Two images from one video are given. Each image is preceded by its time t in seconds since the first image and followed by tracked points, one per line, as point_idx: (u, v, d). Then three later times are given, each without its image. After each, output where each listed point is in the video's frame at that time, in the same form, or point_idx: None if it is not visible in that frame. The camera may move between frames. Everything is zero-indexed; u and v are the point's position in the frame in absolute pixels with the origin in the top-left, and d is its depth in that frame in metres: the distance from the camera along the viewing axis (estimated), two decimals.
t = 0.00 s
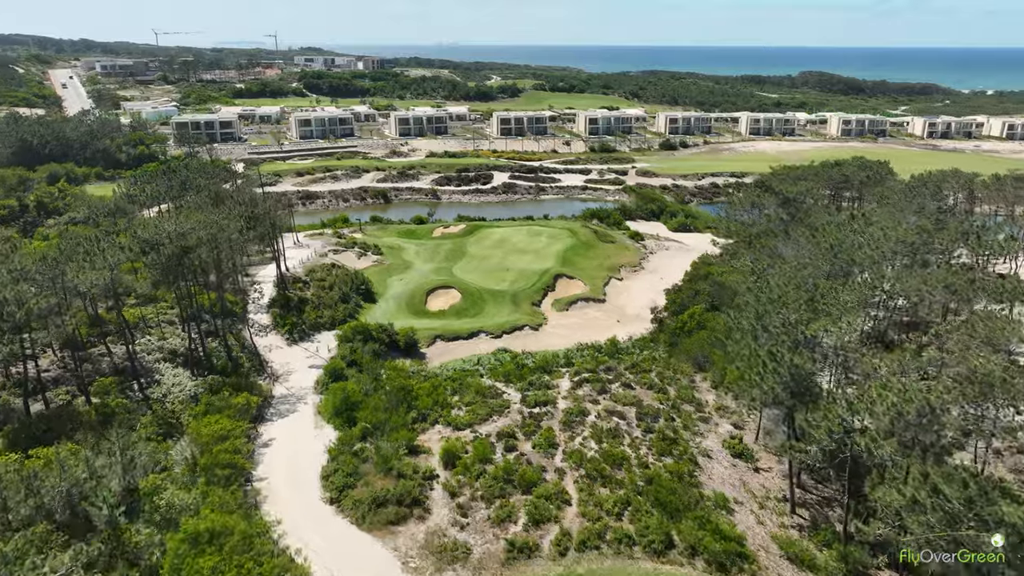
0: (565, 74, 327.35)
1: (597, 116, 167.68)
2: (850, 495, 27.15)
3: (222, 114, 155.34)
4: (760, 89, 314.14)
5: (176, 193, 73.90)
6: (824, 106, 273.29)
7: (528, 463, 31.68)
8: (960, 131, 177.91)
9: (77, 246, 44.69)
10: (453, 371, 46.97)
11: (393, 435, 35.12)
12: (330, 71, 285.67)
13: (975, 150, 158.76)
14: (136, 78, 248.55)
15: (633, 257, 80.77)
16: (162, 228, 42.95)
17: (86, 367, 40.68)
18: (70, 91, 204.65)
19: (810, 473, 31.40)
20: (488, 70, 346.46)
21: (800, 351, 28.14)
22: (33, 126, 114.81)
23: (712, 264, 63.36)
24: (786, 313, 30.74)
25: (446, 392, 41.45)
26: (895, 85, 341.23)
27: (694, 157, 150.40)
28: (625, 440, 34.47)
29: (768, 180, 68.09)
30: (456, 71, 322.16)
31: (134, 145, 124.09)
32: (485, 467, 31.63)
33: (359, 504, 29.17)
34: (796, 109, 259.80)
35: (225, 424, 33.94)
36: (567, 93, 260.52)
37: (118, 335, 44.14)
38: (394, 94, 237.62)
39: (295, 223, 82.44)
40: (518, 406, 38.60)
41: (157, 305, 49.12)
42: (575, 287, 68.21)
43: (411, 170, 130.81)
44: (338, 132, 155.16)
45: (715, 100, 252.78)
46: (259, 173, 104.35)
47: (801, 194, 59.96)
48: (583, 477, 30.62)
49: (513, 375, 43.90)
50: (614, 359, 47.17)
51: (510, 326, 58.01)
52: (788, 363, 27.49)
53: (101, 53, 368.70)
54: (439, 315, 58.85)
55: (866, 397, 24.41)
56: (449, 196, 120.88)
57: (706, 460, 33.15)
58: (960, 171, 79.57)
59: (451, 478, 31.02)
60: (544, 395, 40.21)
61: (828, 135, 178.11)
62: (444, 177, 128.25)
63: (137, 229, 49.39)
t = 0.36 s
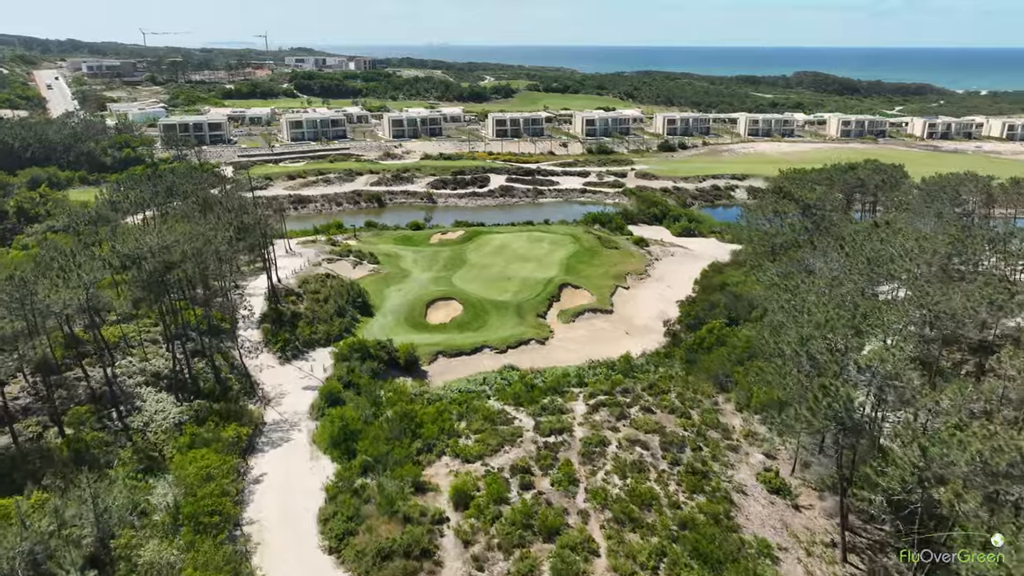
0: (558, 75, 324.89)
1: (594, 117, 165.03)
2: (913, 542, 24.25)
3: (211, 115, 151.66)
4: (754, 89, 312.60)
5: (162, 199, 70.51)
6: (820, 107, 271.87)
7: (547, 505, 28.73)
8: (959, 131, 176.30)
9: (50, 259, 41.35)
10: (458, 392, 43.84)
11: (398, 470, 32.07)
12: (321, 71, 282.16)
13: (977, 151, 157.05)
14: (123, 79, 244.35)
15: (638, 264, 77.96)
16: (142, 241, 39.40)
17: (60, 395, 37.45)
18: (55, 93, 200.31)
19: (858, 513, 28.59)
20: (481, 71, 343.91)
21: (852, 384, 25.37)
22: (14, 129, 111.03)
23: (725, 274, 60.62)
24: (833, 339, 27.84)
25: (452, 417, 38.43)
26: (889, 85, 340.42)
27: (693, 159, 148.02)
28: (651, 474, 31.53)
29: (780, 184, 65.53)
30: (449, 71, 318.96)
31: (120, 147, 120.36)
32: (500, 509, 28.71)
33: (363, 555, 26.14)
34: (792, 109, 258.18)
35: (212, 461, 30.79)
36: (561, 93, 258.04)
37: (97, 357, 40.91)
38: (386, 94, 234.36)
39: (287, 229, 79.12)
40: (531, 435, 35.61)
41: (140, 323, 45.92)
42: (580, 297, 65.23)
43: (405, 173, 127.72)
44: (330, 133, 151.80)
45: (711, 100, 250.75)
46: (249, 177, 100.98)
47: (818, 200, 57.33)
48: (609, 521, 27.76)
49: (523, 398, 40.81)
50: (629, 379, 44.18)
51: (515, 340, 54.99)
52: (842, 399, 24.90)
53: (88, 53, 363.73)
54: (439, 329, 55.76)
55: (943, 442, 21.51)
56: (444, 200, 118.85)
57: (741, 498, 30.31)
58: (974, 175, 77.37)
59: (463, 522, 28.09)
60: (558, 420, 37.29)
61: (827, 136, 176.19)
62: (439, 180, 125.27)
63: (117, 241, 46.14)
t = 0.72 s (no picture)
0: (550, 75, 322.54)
1: (591, 118, 162.56)
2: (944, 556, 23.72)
3: (199, 117, 148.07)
4: (748, 89, 311.35)
5: (149, 206, 67.27)
6: (813, 107, 270.76)
7: (577, 554, 25.99)
8: (957, 132, 174.98)
9: (25, 275, 38.25)
10: (467, 415, 40.93)
11: (409, 511, 29.07)
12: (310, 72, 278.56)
13: (976, 152, 155.59)
14: (109, 80, 239.83)
15: (645, 271, 75.33)
16: (125, 256, 36.04)
17: (35, 425, 34.30)
18: (38, 94, 195.85)
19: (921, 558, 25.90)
20: (472, 71, 341.18)
21: (925, 423, 22.44)
22: None
23: (741, 284, 58.00)
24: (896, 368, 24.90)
25: (463, 445, 35.49)
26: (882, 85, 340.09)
27: (692, 161, 145.79)
28: (687, 514, 28.75)
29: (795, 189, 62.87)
30: (440, 72, 315.84)
31: (104, 150, 116.68)
32: (526, 559, 25.93)
33: None
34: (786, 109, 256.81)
35: (202, 505, 27.68)
36: (555, 94, 255.61)
37: (75, 382, 37.76)
38: (378, 95, 231.07)
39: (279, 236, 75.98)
40: (552, 467, 32.72)
41: (123, 343, 42.79)
42: (588, 307, 62.46)
43: (399, 176, 124.71)
44: (321, 136, 148.54)
45: (705, 101, 249.08)
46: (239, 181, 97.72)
47: (840, 207, 54.63)
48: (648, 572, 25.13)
49: (538, 423, 38.01)
50: (650, 400, 41.46)
51: (523, 355, 52.15)
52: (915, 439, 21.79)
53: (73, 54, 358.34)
54: (443, 344, 52.85)
55: None
56: (440, 204, 116.06)
57: (787, 539, 27.63)
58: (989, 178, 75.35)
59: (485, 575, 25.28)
60: (580, 447, 34.45)
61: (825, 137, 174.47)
62: (435, 184, 122.39)
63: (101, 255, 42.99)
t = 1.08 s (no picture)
0: (543, 76, 320.65)
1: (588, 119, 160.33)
2: None
3: (188, 119, 144.67)
4: (741, 90, 310.19)
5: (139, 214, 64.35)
6: (807, 108, 269.95)
7: None
8: (956, 133, 173.94)
9: (4, 291, 35.46)
10: (482, 439, 38.31)
11: (431, 555, 26.46)
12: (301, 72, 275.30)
13: (976, 153, 154.40)
14: (95, 81, 235.53)
15: (654, 278, 73.01)
16: (114, 272, 33.07)
17: (13, 456, 31.40)
18: (22, 95, 192.20)
19: None
20: (464, 71, 338.78)
21: None
22: None
23: (761, 296, 55.70)
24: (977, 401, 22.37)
25: (481, 474, 32.95)
26: (874, 85, 339.91)
27: (691, 162, 143.81)
28: (736, 556, 26.30)
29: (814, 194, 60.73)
30: (432, 73, 313.04)
31: (91, 153, 113.25)
32: None
33: None
34: (781, 110, 255.77)
35: (203, 553, 24.99)
36: (548, 95, 253.40)
37: (59, 408, 34.90)
38: (370, 96, 228.14)
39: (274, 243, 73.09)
40: (581, 500, 30.19)
41: (111, 363, 39.93)
42: (599, 317, 59.96)
43: (395, 179, 121.95)
44: (314, 138, 145.50)
45: (700, 101, 247.65)
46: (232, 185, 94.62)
47: (865, 213, 52.42)
48: None
49: (561, 449, 35.46)
50: (676, 421, 39.03)
51: (536, 370, 49.57)
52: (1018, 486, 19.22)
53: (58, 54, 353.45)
54: (451, 358, 50.20)
55: None
56: (437, 207, 113.45)
57: None
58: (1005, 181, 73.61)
59: None
60: (609, 476, 31.97)
61: (824, 138, 172.93)
62: (431, 187, 119.71)
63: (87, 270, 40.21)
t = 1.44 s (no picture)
0: (528, 76, 318.53)
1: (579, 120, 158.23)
2: None
3: (170, 121, 140.61)
4: (726, 90, 309.96)
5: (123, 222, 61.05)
6: (793, 108, 270.08)
7: None
8: (945, 132, 173.96)
9: None
10: (501, 465, 35.81)
11: None
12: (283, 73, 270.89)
13: (967, 153, 154.24)
14: (70, 82, 229.63)
15: (660, 284, 70.83)
16: (101, 290, 30.12)
17: None
18: None
19: None
20: (448, 72, 336.05)
21: None
22: None
23: (777, 303, 53.69)
24: None
25: (506, 506, 30.49)
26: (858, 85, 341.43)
27: (684, 163, 142.21)
28: None
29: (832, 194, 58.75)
30: (416, 73, 309.79)
31: (68, 158, 109.19)
32: None
33: None
34: (768, 110, 255.57)
35: None
36: (535, 95, 251.22)
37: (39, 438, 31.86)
38: (355, 97, 224.64)
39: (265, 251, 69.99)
40: (620, 536, 27.82)
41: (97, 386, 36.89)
42: (609, 327, 57.66)
43: (385, 182, 118.97)
44: (300, 140, 142.03)
45: (688, 102, 246.71)
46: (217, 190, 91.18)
47: (890, 218, 50.70)
48: None
49: (589, 476, 33.06)
50: (706, 441, 36.77)
51: (548, 385, 47.10)
52: None
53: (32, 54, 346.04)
54: (458, 373, 47.60)
55: None
56: (429, 211, 110.71)
57: None
58: (1014, 182, 72.32)
59: None
60: (646, 507, 29.66)
61: (815, 138, 172.14)
62: (423, 190, 116.89)
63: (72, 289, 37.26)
